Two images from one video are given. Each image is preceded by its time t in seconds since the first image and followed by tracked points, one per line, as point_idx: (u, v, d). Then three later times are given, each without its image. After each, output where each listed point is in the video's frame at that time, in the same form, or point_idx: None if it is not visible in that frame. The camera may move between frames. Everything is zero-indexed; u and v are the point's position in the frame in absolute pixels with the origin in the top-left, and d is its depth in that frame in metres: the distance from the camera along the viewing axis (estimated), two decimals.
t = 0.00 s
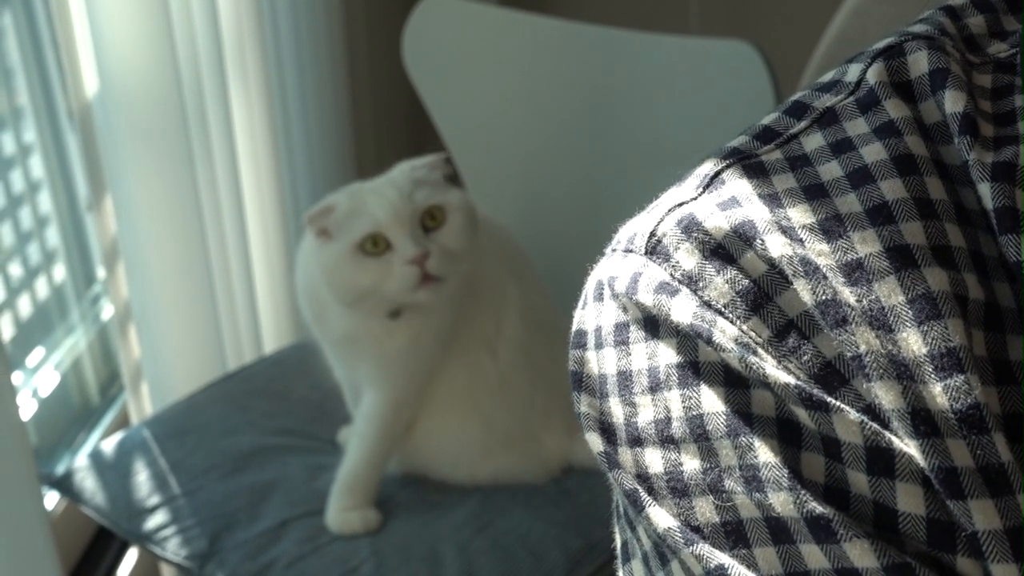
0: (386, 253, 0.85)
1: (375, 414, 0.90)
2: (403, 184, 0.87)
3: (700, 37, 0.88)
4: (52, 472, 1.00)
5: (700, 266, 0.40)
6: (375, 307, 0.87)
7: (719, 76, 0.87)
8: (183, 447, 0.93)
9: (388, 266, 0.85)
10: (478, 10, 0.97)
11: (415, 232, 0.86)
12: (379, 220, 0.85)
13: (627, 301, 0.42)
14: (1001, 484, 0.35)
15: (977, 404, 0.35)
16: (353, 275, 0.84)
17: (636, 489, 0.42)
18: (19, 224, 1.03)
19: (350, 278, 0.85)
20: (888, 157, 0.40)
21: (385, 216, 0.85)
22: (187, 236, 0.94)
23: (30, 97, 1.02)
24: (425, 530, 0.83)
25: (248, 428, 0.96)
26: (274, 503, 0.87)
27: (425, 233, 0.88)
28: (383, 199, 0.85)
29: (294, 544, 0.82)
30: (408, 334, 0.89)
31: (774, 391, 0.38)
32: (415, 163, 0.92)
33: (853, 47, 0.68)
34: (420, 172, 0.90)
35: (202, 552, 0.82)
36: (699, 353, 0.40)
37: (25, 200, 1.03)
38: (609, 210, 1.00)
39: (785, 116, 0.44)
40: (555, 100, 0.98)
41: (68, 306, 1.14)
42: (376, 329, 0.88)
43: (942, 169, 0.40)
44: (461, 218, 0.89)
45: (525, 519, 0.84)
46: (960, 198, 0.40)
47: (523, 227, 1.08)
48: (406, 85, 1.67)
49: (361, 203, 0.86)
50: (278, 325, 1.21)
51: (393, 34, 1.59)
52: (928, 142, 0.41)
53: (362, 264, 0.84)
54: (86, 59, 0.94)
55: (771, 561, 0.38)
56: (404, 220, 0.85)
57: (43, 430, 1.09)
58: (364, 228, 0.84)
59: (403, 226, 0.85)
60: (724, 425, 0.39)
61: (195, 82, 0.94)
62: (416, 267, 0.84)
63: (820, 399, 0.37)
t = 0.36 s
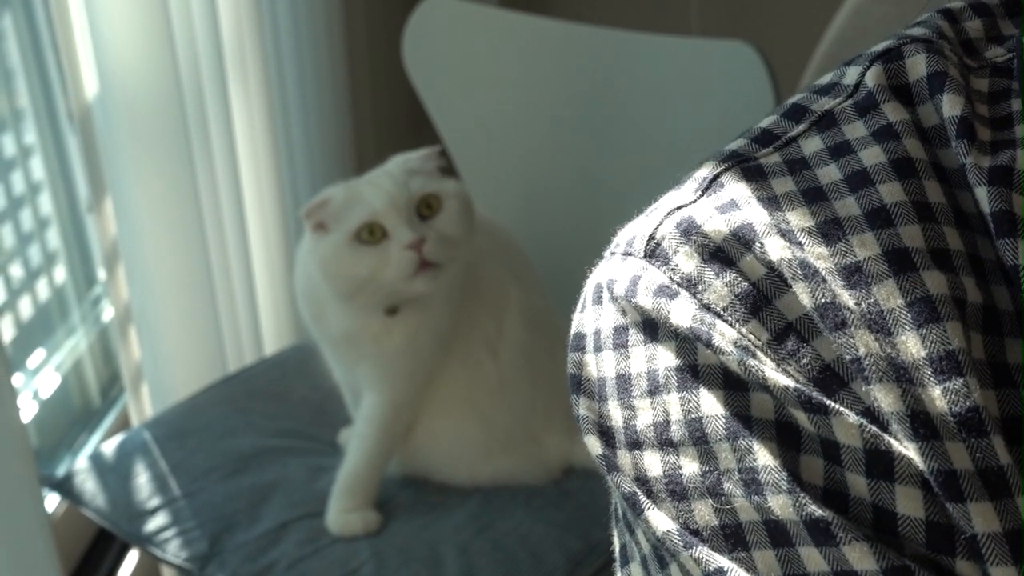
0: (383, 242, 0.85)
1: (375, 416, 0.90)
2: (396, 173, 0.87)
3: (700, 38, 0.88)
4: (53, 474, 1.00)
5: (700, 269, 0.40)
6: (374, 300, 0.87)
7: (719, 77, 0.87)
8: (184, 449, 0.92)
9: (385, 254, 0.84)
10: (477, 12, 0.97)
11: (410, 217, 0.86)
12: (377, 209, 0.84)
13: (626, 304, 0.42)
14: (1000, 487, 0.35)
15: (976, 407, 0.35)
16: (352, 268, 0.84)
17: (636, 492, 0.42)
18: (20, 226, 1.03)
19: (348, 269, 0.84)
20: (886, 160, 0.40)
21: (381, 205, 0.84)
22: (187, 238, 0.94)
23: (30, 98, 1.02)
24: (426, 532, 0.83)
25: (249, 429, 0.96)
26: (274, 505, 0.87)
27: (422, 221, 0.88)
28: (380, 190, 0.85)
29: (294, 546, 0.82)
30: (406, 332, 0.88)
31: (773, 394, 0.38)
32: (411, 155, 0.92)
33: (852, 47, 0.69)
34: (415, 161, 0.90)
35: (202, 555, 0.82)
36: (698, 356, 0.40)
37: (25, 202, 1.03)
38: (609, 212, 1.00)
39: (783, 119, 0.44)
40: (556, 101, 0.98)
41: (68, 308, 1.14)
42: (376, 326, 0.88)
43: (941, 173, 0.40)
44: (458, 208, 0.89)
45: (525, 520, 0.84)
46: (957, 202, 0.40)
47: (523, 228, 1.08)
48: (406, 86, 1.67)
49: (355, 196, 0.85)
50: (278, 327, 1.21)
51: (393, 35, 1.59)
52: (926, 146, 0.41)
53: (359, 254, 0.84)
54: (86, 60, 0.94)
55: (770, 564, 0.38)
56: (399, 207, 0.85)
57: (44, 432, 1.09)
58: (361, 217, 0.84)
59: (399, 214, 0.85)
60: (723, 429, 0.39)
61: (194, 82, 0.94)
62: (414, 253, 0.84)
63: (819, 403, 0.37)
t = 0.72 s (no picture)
0: (393, 243, 0.85)
1: (379, 414, 0.90)
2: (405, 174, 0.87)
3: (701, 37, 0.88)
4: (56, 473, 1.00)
5: (701, 267, 0.40)
6: (379, 300, 0.87)
7: (721, 76, 0.87)
8: (185, 448, 0.93)
9: (396, 255, 0.84)
10: (478, 11, 0.97)
11: (420, 218, 0.86)
12: (387, 210, 0.84)
13: (627, 302, 0.42)
14: (1002, 484, 0.35)
15: (977, 404, 0.35)
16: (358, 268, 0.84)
17: (637, 489, 0.42)
18: (22, 226, 1.03)
19: (355, 269, 0.84)
20: (887, 158, 0.40)
21: (390, 206, 0.84)
22: (190, 240, 0.94)
23: (32, 98, 1.02)
24: (427, 531, 0.84)
25: (251, 429, 0.96)
26: (276, 504, 0.87)
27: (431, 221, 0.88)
28: (388, 190, 0.85)
29: (295, 545, 0.82)
30: (410, 329, 0.89)
31: (774, 391, 0.38)
32: (415, 154, 0.92)
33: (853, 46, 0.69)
34: (420, 161, 0.90)
35: (205, 554, 0.82)
36: (700, 353, 0.40)
37: (28, 202, 1.04)
38: (610, 211, 1.00)
39: (784, 117, 0.44)
40: (557, 100, 0.98)
41: (71, 307, 1.14)
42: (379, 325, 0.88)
43: (941, 171, 0.40)
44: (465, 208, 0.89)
45: (526, 519, 0.85)
46: (958, 200, 0.40)
47: (524, 227, 1.08)
48: (407, 85, 1.67)
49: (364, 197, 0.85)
50: (280, 326, 1.21)
51: (394, 34, 1.59)
52: (927, 144, 0.41)
53: (368, 255, 0.84)
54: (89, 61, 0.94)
55: (771, 561, 0.38)
56: (410, 210, 0.85)
57: (47, 431, 1.10)
58: (371, 218, 0.84)
59: (410, 216, 0.85)
60: (725, 426, 0.39)
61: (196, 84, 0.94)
62: (425, 255, 0.84)
63: (820, 400, 0.37)
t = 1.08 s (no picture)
0: (406, 237, 0.84)
1: (382, 413, 0.90)
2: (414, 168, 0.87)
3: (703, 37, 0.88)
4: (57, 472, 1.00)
5: (704, 265, 0.40)
6: (386, 298, 0.87)
7: (723, 76, 0.87)
8: (187, 446, 0.93)
9: (411, 248, 0.84)
10: (481, 11, 0.97)
11: (431, 211, 0.86)
12: (398, 203, 0.84)
13: (630, 299, 0.42)
14: (1005, 481, 0.35)
15: (981, 403, 0.35)
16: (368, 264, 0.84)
17: (640, 487, 0.42)
18: (24, 225, 1.03)
19: (367, 266, 0.84)
20: (892, 156, 0.40)
21: (402, 199, 0.84)
22: (193, 237, 0.94)
23: (34, 97, 1.02)
24: (428, 530, 0.84)
25: (252, 428, 0.96)
26: (277, 503, 0.87)
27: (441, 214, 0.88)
28: (398, 183, 0.85)
29: (296, 544, 0.82)
30: (416, 326, 0.88)
31: (778, 389, 0.38)
32: (420, 150, 0.91)
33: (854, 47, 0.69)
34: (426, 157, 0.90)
35: (206, 552, 0.82)
36: (702, 351, 0.40)
37: (30, 200, 1.04)
38: (612, 211, 1.00)
39: (788, 115, 0.44)
40: (559, 100, 0.98)
41: (72, 306, 1.15)
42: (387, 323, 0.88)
43: (945, 169, 0.40)
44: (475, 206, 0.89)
45: (528, 519, 0.84)
46: (962, 199, 0.40)
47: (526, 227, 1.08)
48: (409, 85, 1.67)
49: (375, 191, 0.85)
50: (281, 325, 1.22)
51: (395, 33, 1.59)
52: (930, 142, 0.41)
53: (381, 250, 0.83)
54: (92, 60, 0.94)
55: (775, 559, 0.38)
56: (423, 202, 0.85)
57: (48, 430, 1.10)
58: (384, 211, 0.83)
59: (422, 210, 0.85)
60: (728, 424, 0.39)
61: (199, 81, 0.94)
62: (440, 246, 0.84)
63: (824, 398, 0.37)
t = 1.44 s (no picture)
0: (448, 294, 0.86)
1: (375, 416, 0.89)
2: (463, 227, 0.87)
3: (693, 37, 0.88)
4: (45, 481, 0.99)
5: (711, 257, 0.40)
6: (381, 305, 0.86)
7: (713, 77, 0.88)
8: (178, 454, 0.91)
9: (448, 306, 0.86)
10: (469, 13, 0.96)
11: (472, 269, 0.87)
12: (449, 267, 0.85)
13: (637, 291, 0.42)
14: (1014, 470, 0.35)
15: (990, 393, 0.35)
16: (431, 319, 0.79)
17: (646, 481, 0.42)
18: (7, 233, 1.02)
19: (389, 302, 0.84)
20: (898, 146, 0.40)
21: (466, 267, 0.83)
22: (179, 241, 0.93)
23: (17, 104, 1.01)
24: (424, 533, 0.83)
25: (243, 434, 0.95)
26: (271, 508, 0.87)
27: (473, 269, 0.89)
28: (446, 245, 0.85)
29: (291, 549, 0.82)
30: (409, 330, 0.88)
31: (785, 381, 0.38)
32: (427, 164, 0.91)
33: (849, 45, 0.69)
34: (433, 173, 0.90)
35: (198, 560, 0.82)
36: (709, 343, 0.40)
37: (13, 208, 1.03)
38: (604, 211, 1.00)
39: (793, 107, 0.45)
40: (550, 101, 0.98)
41: (58, 315, 1.13)
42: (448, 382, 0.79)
43: (951, 160, 0.41)
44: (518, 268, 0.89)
45: (521, 526, 0.84)
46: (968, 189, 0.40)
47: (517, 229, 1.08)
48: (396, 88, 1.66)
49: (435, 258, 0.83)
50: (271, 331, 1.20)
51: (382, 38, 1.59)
52: (936, 133, 0.41)
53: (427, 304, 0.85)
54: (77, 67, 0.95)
55: (781, 552, 0.38)
56: (487, 272, 0.84)
57: (36, 439, 1.08)
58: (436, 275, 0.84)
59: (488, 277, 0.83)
60: (735, 416, 0.39)
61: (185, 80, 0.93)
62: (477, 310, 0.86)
63: (832, 389, 0.37)
